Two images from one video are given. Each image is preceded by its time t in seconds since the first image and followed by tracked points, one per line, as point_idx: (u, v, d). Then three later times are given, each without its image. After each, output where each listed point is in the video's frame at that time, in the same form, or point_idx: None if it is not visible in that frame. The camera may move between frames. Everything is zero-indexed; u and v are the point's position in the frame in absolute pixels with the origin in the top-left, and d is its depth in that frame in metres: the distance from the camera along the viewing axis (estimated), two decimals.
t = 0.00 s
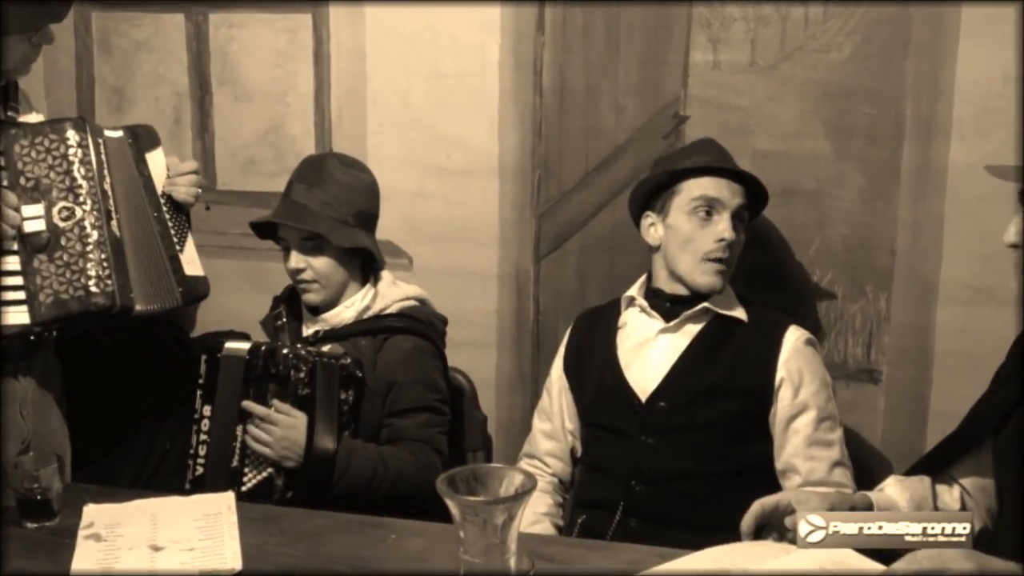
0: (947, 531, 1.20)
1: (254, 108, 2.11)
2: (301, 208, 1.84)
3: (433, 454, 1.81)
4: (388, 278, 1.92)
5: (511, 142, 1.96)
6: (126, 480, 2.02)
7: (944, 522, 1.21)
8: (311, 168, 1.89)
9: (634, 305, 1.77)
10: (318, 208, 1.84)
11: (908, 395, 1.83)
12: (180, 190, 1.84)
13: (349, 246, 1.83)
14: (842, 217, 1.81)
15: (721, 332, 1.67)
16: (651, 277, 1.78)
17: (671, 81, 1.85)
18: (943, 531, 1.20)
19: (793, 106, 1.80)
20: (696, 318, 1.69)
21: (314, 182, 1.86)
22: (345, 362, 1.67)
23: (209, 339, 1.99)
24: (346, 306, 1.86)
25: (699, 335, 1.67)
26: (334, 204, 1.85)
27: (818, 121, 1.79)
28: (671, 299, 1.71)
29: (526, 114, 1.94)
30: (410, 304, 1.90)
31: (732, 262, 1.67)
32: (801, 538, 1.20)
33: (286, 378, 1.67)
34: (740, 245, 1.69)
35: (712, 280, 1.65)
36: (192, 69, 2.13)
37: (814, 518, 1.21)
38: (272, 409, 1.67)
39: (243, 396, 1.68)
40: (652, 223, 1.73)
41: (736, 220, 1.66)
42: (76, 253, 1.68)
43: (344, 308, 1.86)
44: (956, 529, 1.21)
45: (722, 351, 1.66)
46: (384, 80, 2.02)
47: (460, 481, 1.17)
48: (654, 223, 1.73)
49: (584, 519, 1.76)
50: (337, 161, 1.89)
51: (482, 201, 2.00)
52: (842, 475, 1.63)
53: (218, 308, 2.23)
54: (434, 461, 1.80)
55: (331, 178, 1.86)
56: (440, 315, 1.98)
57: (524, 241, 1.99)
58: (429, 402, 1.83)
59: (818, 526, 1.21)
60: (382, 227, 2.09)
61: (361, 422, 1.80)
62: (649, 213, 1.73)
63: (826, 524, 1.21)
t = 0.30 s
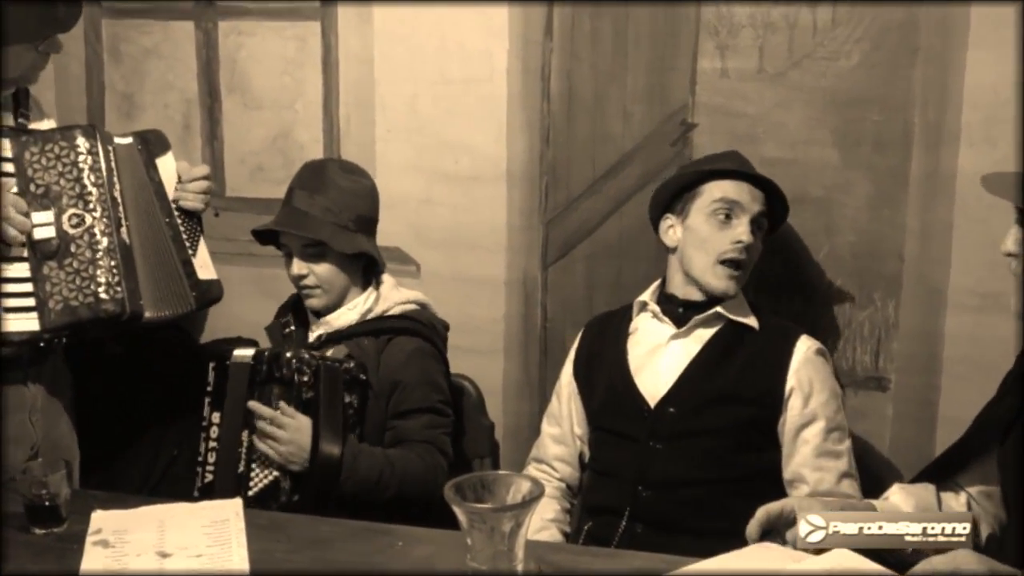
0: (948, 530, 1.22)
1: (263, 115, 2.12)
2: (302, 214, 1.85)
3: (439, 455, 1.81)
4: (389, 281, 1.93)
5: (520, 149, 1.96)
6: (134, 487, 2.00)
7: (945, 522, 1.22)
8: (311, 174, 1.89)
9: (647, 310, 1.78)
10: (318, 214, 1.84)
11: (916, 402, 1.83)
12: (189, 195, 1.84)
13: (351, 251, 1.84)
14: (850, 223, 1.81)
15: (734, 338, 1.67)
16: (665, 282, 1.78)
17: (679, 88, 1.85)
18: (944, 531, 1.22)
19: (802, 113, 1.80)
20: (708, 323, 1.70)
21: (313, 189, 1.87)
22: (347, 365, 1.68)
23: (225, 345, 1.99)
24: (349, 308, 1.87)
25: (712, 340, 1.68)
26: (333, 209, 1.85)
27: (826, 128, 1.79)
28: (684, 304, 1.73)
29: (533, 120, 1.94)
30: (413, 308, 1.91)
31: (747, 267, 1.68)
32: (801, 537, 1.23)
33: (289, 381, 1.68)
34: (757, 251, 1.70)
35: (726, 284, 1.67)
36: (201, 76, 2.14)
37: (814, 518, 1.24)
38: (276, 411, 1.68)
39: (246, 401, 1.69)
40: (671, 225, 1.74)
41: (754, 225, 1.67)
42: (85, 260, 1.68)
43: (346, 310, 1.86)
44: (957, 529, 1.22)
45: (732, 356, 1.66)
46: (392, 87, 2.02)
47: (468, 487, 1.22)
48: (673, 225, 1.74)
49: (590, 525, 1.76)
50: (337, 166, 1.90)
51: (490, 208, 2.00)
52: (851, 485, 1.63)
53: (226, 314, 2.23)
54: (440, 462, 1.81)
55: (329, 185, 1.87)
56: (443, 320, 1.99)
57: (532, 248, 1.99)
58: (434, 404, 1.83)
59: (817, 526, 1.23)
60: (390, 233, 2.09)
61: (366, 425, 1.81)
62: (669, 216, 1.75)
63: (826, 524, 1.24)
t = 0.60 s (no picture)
0: (949, 531, 1.28)
1: (271, 121, 2.12)
2: (288, 238, 1.87)
3: (446, 462, 1.81)
4: (399, 289, 1.94)
5: (527, 155, 1.96)
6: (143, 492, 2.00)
7: (945, 522, 1.28)
8: (297, 192, 1.90)
9: (659, 315, 1.78)
10: (299, 235, 1.86)
11: (924, 409, 1.83)
12: (198, 213, 1.87)
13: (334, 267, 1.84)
14: (858, 230, 1.81)
15: (748, 345, 1.67)
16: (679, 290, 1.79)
17: (687, 95, 1.85)
18: (944, 531, 1.28)
19: (809, 119, 1.80)
20: (724, 329, 1.69)
21: (299, 208, 1.88)
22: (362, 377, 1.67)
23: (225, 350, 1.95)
24: (358, 313, 1.88)
25: (730, 344, 1.68)
26: (316, 224, 1.86)
27: (834, 135, 1.79)
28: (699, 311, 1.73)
29: (541, 127, 1.94)
30: (422, 315, 1.91)
31: (762, 274, 1.68)
32: (802, 537, 1.30)
33: (304, 393, 1.66)
34: (773, 260, 1.70)
35: (741, 289, 1.67)
36: (209, 82, 2.14)
37: (814, 519, 1.31)
38: (287, 422, 1.67)
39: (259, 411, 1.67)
40: (687, 231, 1.74)
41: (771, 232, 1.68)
42: (94, 267, 1.69)
43: (355, 315, 1.87)
44: (957, 529, 1.28)
45: (745, 363, 1.66)
46: (400, 93, 2.02)
47: (476, 493, 1.25)
48: (689, 231, 1.74)
49: (599, 532, 1.76)
50: (319, 178, 1.89)
51: (498, 214, 2.00)
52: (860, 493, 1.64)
53: (234, 320, 2.23)
54: (447, 469, 1.80)
55: (313, 201, 1.87)
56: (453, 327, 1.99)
57: (539, 254, 1.99)
58: (438, 412, 1.83)
59: (818, 526, 1.30)
60: (397, 239, 2.09)
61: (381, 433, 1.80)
62: (685, 222, 1.75)
63: (826, 524, 1.31)
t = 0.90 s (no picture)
0: (949, 532, 1.38)
1: (280, 127, 2.12)
2: (273, 261, 1.87)
3: (462, 474, 1.82)
4: (413, 299, 1.96)
5: (536, 162, 1.96)
6: (147, 502, 1.98)
7: (944, 524, 1.38)
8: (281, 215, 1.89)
9: (670, 320, 1.78)
10: (282, 257, 1.86)
11: (933, 416, 1.82)
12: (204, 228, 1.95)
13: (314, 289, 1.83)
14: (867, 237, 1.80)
15: (756, 354, 1.68)
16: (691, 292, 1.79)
17: (696, 101, 1.85)
18: (944, 532, 1.38)
19: (818, 126, 1.80)
20: (733, 336, 1.70)
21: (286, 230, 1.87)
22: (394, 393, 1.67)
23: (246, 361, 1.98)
24: (369, 321, 1.89)
25: (735, 353, 1.69)
26: (302, 249, 1.85)
27: (843, 142, 1.79)
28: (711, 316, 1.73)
29: (550, 133, 1.94)
30: (435, 325, 1.93)
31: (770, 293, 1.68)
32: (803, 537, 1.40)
33: (337, 408, 1.65)
34: (783, 279, 1.70)
35: (745, 303, 1.67)
36: (218, 88, 2.15)
37: (814, 519, 1.40)
38: (319, 439, 1.66)
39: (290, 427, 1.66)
40: (704, 236, 1.74)
41: (783, 252, 1.67)
42: (105, 274, 1.70)
43: (366, 323, 1.89)
44: (957, 529, 1.38)
45: (756, 370, 1.68)
46: (409, 100, 2.03)
47: (484, 499, 1.25)
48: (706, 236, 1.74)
49: (606, 537, 1.75)
50: (303, 198, 1.88)
51: (506, 220, 2.00)
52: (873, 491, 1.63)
53: (243, 325, 2.24)
54: (463, 480, 1.81)
55: (297, 222, 1.87)
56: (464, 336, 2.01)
57: (548, 260, 1.99)
58: (453, 424, 1.84)
59: (818, 527, 1.40)
60: (406, 245, 2.09)
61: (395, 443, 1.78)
62: (703, 225, 1.75)
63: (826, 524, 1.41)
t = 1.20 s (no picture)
0: (946, 529, 1.57)
1: (288, 133, 2.13)
2: (271, 273, 1.87)
3: (468, 481, 1.83)
4: (413, 304, 1.94)
5: (544, 168, 1.96)
6: (158, 504, 2.03)
7: (942, 523, 1.57)
8: (280, 228, 1.89)
9: (686, 327, 1.78)
10: (281, 269, 1.86)
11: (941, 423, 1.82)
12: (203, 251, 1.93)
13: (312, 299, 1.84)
14: (876, 244, 1.80)
15: (772, 366, 1.69)
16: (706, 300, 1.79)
17: (704, 107, 1.85)
18: (941, 530, 1.57)
19: (826, 133, 1.80)
20: (750, 346, 1.71)
21: (286, 242, 1.87)
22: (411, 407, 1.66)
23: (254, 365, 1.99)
24: (372, 327, 1.90)
25: (751, 363, 1.69)
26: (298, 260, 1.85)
27: (851, 148, 1.79)
28: (728, 326, 1.73)
29: (558, 139, 1.94)
30: (439, 330, 1.92)
31: (794, 298, 1.68)
32: (803, 536, 1.55)
33: (354, 422, 1.65)
34: (806, 283, 1.69)
35: (767, 312, 1.68)
36: (226, 94, 2.15)
37: (814, 519, 1.55)
38: (335, 453, 1.67)
39: (306, 436, 1.67)
40: (722, 244, 1.73)
41: (806, 259, 1.67)
42: (113, 280, 1.70)
43: (369, 329, 1.90)
44: (955, 528, 1.57)
45: (771, 379, 1.68)
46: (417, 106, 2.03)
47: (491, 505, 1.30)
48: (723, 245, 1.73)
49: (615, 543, 1.75)
50: (300, 209, 1.88)
51: (514, 225, 2.00)
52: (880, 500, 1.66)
53: (249, 330, 2.24)
54: (470, 486, 1.83)
55: (295, 233, 1.87)
56: (467, 341, 1.99)
57: (555, 266, 1.99)
58: (456, 431, 1.85)
59: (817, 526, 1.55)
60: (413, 250, 2.09)
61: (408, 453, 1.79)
62: (721, 233, 1.74)
63: (826, 525, 1.55)
